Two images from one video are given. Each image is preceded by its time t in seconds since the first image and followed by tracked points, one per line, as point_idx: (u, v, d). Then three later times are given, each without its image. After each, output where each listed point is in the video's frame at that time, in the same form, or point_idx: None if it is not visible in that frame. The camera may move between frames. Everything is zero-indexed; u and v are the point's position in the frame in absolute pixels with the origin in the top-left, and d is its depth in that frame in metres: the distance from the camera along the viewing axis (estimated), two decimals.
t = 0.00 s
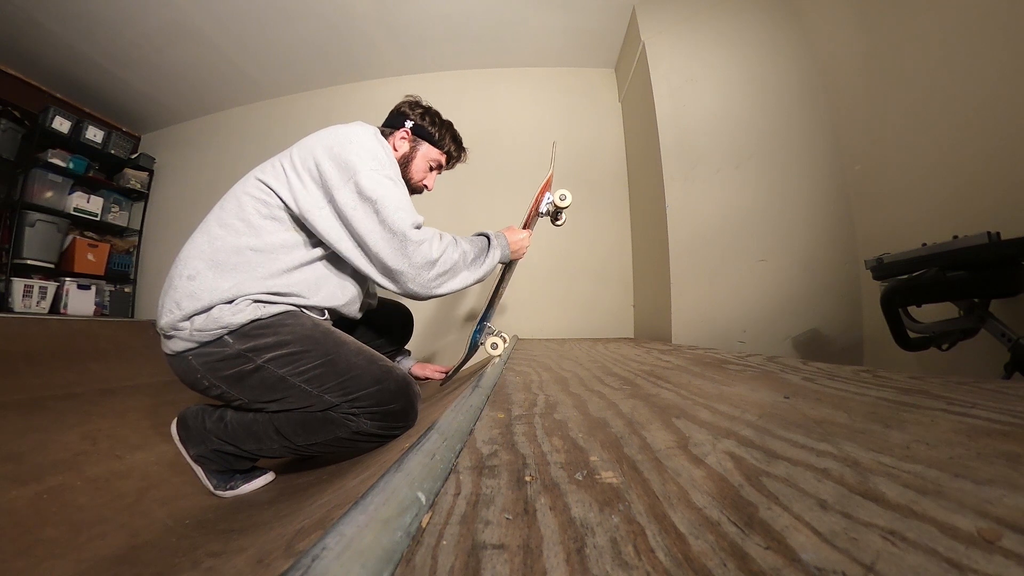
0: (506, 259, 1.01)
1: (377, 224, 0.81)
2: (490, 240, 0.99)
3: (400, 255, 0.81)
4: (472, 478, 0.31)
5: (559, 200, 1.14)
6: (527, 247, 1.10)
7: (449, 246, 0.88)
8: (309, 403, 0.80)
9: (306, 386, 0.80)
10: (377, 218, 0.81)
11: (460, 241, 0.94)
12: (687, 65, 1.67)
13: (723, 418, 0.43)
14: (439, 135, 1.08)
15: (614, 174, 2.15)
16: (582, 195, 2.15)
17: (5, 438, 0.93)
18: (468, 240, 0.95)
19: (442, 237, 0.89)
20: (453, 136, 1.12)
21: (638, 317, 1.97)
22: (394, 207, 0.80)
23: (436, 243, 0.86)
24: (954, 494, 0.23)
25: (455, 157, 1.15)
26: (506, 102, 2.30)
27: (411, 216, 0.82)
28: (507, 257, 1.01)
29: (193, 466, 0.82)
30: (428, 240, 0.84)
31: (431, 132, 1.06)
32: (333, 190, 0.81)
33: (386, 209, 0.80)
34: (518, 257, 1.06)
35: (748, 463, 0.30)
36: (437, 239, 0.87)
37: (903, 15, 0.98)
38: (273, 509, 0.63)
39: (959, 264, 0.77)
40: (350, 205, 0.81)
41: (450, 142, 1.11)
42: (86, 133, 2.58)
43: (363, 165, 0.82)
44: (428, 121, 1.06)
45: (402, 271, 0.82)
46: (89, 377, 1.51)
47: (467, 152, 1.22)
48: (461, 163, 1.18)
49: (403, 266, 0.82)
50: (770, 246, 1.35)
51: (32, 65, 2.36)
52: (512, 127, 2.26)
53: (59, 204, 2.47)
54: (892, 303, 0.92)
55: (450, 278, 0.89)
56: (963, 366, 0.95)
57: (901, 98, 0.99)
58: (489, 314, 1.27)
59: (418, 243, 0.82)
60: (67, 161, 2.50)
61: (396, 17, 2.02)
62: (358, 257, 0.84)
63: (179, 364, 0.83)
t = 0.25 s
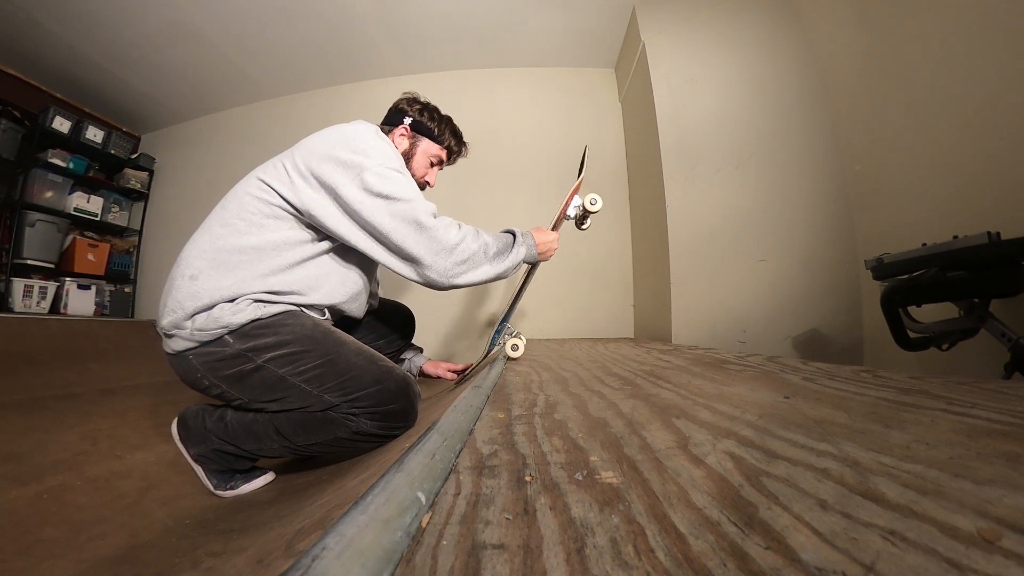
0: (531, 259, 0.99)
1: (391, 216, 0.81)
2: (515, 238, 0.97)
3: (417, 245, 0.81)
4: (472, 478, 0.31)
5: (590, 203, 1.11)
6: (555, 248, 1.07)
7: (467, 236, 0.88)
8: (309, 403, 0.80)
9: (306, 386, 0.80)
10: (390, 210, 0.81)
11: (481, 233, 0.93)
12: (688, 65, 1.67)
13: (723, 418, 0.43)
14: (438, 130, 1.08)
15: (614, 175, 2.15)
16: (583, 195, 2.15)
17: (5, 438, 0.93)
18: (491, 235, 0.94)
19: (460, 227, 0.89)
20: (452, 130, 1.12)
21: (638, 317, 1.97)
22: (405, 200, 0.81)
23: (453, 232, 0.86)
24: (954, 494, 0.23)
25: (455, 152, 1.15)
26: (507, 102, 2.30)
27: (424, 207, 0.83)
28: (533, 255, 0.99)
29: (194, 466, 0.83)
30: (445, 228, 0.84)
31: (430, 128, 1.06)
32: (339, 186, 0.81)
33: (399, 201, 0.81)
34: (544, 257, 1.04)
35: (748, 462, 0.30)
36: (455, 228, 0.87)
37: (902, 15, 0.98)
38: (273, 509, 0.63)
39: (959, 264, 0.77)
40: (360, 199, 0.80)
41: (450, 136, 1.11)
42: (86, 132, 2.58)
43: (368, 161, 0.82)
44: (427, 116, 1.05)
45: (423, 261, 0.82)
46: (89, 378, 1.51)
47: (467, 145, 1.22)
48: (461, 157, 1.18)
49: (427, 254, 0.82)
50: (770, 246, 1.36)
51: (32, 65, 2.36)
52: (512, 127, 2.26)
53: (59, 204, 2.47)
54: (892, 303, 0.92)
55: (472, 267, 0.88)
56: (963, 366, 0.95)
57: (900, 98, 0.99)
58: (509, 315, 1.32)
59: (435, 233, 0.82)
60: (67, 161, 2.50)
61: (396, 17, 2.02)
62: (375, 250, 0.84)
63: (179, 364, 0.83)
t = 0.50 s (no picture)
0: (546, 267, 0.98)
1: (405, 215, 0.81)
2: (530, 241, 0.96)
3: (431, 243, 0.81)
4: (472, 478, 0.31)
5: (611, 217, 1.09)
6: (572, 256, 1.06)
7: (479, 235, 0.87)
8: (309, 402, 0.80)
9: (307, 385, 0.80)
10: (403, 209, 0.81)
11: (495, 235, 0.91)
12: (688, 65, 1.67)
13: (723, 418, 0.43)
14: (446, 134, 1.07)
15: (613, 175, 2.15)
16: (584, 196, 2.15)
17: (4, 438, 0.93)
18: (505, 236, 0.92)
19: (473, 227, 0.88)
20: (460, 133, 1.10)
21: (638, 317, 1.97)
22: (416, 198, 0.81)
23: (465, 231, 0.85)
24: (954, 494, 0.23)
25: (461, 155, 1.14)
26: (507, 101, 2.30)
27: (435, 206, 0.82)
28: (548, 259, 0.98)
29: (194, 465, 0.83)
30: (457, 227, 0.84)
31: (438, 131, 1.05)
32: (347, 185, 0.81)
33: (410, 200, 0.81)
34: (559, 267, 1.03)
35: (748, 463, 0.30)
36: (467, 227, 0.86)
37: (902, 14, 0.98)
38: (273, 509, 0.63)
39: (959, 263, 0.77)
40: (371, 199, 0.80)
41: (458, 140, 1.10)
42: (86, 133, 2.58)
43: (377, 161, 0.82)
44: (434, 119, 1.05)
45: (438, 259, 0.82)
46: (88, 378, 1.51)
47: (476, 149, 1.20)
48: (468, 161, 1.17)
49: (446, 252, 0.82)
50: (770, 246, 1.35)
51: (32, 66, 2.36)
52: (512, 127, 2.26)
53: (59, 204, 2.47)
54: (892, 303, 0.92)
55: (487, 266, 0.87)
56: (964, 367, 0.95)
57: (901, 98, 0.99)
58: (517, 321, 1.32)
59: (449, 231, 0.82)
60: (67, 161, 2.51)
61: (395, 18, 2.03)
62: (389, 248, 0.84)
63: (181, 362, 0.83)
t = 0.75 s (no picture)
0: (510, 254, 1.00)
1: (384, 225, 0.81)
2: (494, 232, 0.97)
3: (406, 256, 0.80)
4: (472, 478, 0.31)
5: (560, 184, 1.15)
6: (533, 233, 1.08)
7: (456, 244, 0.87)
8: (309, 401, 0.80)
9: (307, 385, 0.80)
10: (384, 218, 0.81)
11: (466, 236, 0.92)
12: (688, 64, 1.67)
13: (723, 418, 0.43)
14: (448, 133, 1.07)
15: (613, 175, 2.15)
16: (584, 196, 2.15)
17: (5, 438, 0.93)
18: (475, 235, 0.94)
19: (450, 235, 0.88)
20: (461, 132, 1.11)
21: (638, 317, 1.97)
22: (403, 207, 0.80)
23: (443, 242, 0.85)
24: (955, 494, 0.23)
25: (464, 154, 1.15)
26: (507, 101, 2.30)
27: (418, 217, 0.81)
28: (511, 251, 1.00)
29: (194, 465, 0.83)
30: (436, 240, 0.83)
31: (440, 130, 1.05)
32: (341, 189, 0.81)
33: (394, 209, 0.79)
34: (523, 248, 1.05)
35: (749, 463, 0.30)
36: (445, 238, 0.86)
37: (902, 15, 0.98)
38: (273, 509, 0.63)
39: (959, 264, 0.77)
40: (357, 206, 0.80)
41: (460, 139, 1.11)
42: (86, 133, 2.58)
43: (368, 168, 0.81)
44: (437, 118, 1.05)
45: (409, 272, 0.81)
46: (88, 378, 1.52)
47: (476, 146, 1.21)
48: (470, 159, 1.18)
49: (416, 267, 0.81)
50: (770, 246, 1.35)
51: (32, 65, 2.36)
52: (512, 127, 2.26)
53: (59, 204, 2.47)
54: (892, 303, 0.92)
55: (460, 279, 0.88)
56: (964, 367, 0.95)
57: (901, 98, 0.99)
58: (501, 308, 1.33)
59: (426, 245, 0.81)
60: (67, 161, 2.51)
61: (395, 18, 2.03)
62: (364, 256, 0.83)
63: (182, 360, 0.83)
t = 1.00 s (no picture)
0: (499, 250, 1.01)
1: (378, 225, 0.81)
2: (483, 230, 0.97)
3: (399, 256, 0.81)
4: (472, 478, 0.31)
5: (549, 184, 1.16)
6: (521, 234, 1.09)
7: (448, 244, 0.87)
8: (309, 400, 0.80)
9: (307, 384, 0.80)
10: (378, 218, 0.81)
11: (456, 235, 0.92)
12: (688, 64, 1.67)
13: (724, 418, 0.43)
14: (436, 116, 1.07)
15: (613, 174, 2.15)
16: (585, 196, 2.15)
17: (5, 438, 0.93)
18: (465, 234, 0.94)
19: (443, 235, 0.88)
20: (446, 110, 1.11)
21: (638, 317, 1.97)
22: (398, 208, 0.80)
23: (436, 242, 0.85)
24: (955, 494, 0.23)
25: (455, 132, 1.15)
26: (507, 101, 2.30)
27: (412, 217, 0.82)
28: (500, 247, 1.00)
29: (194, 465, 0.83)
30: (429, 239, 0.83)
31: (429, 116, 1.06)
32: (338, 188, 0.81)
33: (389, 210, 0.79)
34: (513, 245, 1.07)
35: (749, 463, 0.30)
36: (437, 237, 0.86)
37: (903, 14, 0.98)
38: (273, 509, 0.63)
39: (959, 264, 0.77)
40: (352, 205, 0.80)
41: (449, 118, 1.11)
42: (86, 132, 2.58)
43: (364, 168, 0.81)
44: (422, 105, 1.05)
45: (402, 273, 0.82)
46: (88, 378, 1.51)
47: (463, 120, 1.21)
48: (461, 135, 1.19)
49: (408, 267, 0.81)
50: (770, 246, 1.35)
51: (32, 65, 2.36)
52: (512, 127, 2.26)
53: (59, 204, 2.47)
54: (892, 303, 0.92)
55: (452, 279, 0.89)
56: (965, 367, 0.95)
57: (901, 98, 0.99)
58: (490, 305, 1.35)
59: (420, 246, 0.81)
60: (67, 161, 2.51)
61: (395, 18, 2.02)
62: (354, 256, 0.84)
63: (183, 360, 0.83)
